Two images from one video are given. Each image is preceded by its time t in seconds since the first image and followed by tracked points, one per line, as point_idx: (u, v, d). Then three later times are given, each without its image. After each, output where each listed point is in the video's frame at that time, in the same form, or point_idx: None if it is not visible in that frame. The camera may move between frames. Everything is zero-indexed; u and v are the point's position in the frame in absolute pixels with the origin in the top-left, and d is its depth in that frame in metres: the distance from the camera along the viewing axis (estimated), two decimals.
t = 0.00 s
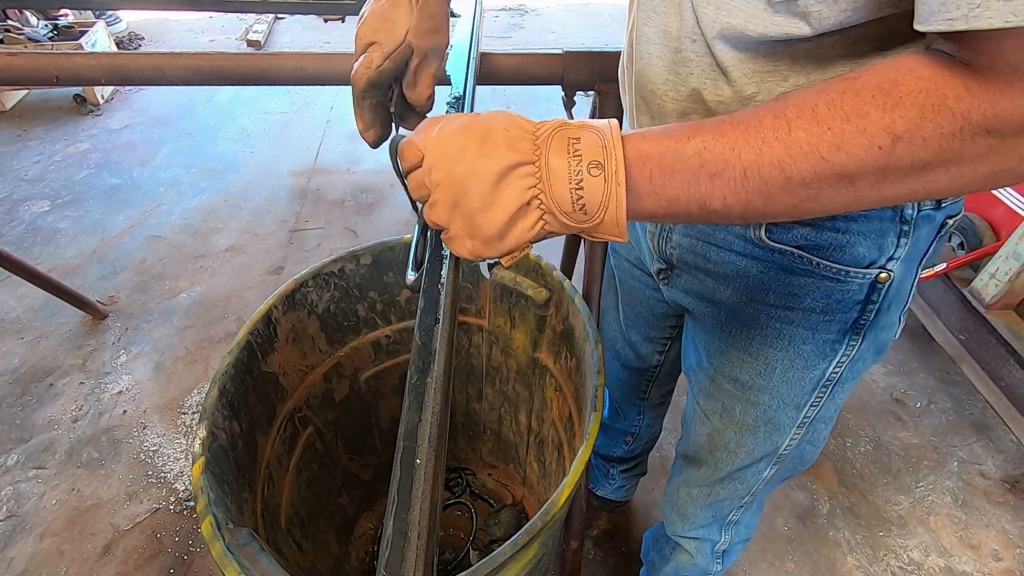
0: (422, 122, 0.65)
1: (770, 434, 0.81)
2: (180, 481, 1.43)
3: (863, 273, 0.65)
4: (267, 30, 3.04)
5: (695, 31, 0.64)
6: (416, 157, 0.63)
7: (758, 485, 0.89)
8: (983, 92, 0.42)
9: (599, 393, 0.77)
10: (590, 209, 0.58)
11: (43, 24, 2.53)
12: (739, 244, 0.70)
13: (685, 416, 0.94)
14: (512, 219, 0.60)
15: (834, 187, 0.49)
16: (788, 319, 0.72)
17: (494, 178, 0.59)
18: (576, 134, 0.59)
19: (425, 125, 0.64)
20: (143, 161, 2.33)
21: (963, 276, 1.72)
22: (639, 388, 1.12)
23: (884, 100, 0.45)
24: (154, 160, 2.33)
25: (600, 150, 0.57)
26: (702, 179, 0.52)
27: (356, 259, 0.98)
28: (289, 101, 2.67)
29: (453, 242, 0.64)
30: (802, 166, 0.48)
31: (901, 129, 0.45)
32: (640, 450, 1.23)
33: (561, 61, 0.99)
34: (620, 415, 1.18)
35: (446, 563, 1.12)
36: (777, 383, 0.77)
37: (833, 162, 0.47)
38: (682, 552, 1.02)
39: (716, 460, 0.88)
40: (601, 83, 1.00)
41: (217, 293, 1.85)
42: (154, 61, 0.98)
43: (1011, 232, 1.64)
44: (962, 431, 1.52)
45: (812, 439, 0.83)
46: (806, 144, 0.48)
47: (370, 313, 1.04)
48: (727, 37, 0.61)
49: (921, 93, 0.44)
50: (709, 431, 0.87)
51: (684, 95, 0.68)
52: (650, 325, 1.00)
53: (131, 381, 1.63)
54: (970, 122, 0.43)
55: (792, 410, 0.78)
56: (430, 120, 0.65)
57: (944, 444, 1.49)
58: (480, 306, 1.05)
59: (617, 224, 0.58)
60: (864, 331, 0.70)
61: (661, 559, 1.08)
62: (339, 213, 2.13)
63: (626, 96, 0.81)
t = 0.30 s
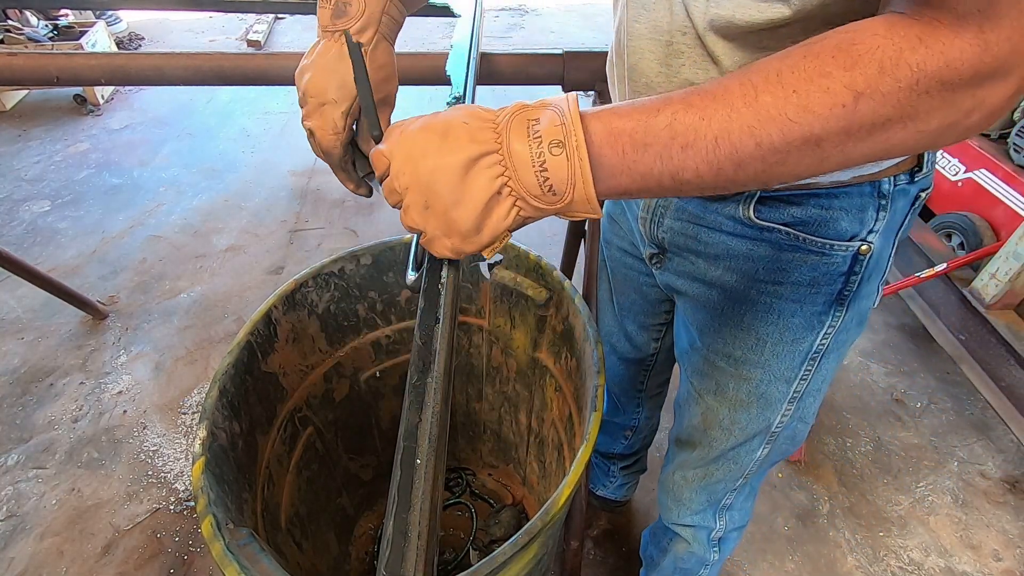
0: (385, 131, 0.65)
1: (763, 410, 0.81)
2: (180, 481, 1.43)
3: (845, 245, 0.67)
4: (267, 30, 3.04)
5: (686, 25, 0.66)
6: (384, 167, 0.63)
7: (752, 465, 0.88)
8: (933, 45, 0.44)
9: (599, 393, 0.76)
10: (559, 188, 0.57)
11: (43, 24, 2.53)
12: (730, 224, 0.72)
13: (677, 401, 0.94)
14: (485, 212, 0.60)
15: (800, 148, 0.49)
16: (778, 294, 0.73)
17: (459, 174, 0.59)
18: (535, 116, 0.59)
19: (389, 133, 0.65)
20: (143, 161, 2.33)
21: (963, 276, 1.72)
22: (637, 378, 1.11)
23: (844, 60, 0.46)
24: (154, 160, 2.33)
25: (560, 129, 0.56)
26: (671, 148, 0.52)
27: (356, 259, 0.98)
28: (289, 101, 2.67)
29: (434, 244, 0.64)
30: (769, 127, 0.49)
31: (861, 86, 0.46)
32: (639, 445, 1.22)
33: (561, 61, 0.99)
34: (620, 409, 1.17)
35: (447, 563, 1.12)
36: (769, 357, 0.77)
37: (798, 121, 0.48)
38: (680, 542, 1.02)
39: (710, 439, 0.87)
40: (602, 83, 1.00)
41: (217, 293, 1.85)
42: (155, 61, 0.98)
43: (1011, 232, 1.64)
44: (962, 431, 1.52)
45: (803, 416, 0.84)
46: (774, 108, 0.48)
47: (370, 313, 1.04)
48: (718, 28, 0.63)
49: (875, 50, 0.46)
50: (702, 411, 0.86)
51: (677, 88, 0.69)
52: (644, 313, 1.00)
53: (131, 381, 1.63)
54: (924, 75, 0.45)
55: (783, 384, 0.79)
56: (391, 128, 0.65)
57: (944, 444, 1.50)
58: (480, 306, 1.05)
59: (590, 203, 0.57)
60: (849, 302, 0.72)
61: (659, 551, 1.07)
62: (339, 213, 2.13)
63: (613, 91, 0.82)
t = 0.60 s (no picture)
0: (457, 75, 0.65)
1: (761, 393, 0.81)
2: (180, 481, 1.43)
3: (833, 229, 0.68)
4: (267, 30, 3.04)
5: (670, 27, 0.66)
6: (459, 92, 0.62)
7: (750, 450, 0.88)
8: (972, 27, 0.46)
9: (600, 393, 0.76)
10: (630, 154, 0.58)
11: (43, 24, 2.53)
12: (722, 214, 0.73)
13: (675, 391, 0.94)
14: (549, 163, 0.61)
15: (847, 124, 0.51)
16: (771, 279, 0.73)
17: (539, 119, 0.59)
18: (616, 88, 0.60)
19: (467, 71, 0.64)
20: (143, 161, 2.33)
21: (963, 276, 1.72)
22: (635, 375, 1.11)
23: (885, 42, 0.49)
24: (154, 160, 2.33)
25: (641, 100, 0.58)
26: (724, 121, 0.54)
27: (356, 259, 0.98)
28: (289, 101, 2.67)
29: (483, 183, 0.63)
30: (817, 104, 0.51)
31: (904, 65, 0.49)
32: (638, 443, 1.22)
33: (561, 62, 0.99)
34: (617, 407, 1.17)
35: (447, 563, 1.11)
36: (764, 341, 0.77)
37: (846, 98, 0.50)
38: (683, 529, 1.01)
39: (709, 424, 0.87)
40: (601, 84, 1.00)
41: (217, 293, 1.85)
42: (155, 61, 0.98)
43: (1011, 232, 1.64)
44: (962, 431, 1.52)
45: (799, 399, 0.83)
46: (820, 84, 0.51)
47: (371, 313, 1.04)
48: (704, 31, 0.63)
49: (916, 32, 0.48)
50: (699, 397, 0.86)
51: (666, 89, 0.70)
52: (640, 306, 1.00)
53: (131, 381, 1.63)
54: (963, 55, 0.47)
55: (779, 367, 0.79)
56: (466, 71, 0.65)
57: (944, 444, 1.50)
58: (481, 306, 1.05)
59: (654, 172, 0.58)
60: (840, 284, 0.72)
61: (660, 544, 1.08)
62: (339, 213, 2.13)
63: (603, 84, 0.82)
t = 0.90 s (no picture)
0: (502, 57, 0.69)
1: (769, 384, 0.81)
2: (180, 481, 1.43)
3: (838, 219, 0.68)
4: (267, 31, 3.04)
5: (671, 44, 0.66)
6: (509, 66, 0.65)
7: (759, 440, 0.87)
8: (952, 33, 0.49)
9: (599, 393, 0.76)
10: (650, 133, 0.61)
11: (43, 24, 2.53)
12: (726, 213, 0.73)
13: (680, 387, 0.93)
14: (581, 135, 0.64)
15: (837, 116, 0.55)
16: (777, 274, 0.73)
17: (578, 93, 0.63)
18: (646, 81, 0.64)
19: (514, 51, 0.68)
20: (143, 162, 2.33)
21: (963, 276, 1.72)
22: (636, 372, 1.11)
23: (874, 42, 0.52)
24: (154, 160, 2.33)
25: (665, 89, 0.61)
26: (727, 108, 0.58)
27: (356, 259, 0.98)
28: (289, 100, 2.67)
29: (522, 144, 0.65)
30: (808, 98, 0.55)
31: (889, 63, 0.51)
32: (638, 441, 1.22)
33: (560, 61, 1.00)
34: (618, 405, 1.17)
35: (447, 563, 1.11)
36: (772, 333, 0.76)
37: (835, 93, 0.54)
38: (688, 521, 1.00)
39: (718, 415, 0.86)
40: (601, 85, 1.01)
41: (217, 293, 1.85)
42: (155, 61, 0.98)
43: (1010, 232, 1.64)
44: (962, 431, 1.52)
45: (805, 387, 0.84)
46: (813, 80, 0.54)
47: (370, 313, 1.04)
48: (710, 48, 0.63)
49: (901, 34, 0.51)
50: (706, 391, 0.86)
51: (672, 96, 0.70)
52: (642, 305, 1.00)
53: (131, 381, 1.63)
54: (943, 57, 0.50)
55: (786, 357, 0.79)
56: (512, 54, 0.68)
57: (944, 444, 1.50)
58: (481, 306, 1.05)
59: (669, 150, 0.61)
60: (844, 273, 0.73)
61: (663, 538, 1.07)
62: (339, 213, 2.13)
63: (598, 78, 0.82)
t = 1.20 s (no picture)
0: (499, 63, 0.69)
1: (770, 385, 0.81)
2: (180, 481, 1.43)
3: (837, 222, 0.69)
4: (267, 30, 3.04)
5: (672, 52, 0.66)
6: (503, 73, 0.65)
7: (760, 440, 0.88)
8: (943, 49, 0.48)
9: (599, 393, 0.76)
10: (642, 142, 0.62)
11: (43, 24, 2.53)
12: (726, 216, 0.73)
13: (682, 387, 0.93)
14: (573, 145, 0.64)
15: (829, 128, 0.55)
16: (777, 276, 0.73)
17: (571, 102, 0.63)
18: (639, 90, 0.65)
19: (510, 58, 0.68)
20: (143, 161, 2.33)
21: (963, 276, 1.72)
22: (636, 373, 1.11)
23: (865, 57, 0.52)
24: (154, 160, 2.33)
25: (658, 99, 0.62)
26: (720, 119, 0.58)
27: (355, 259, 0.98)
28: (289, 100, 2.67)
29: (513, 151, 0.65)
30: (799, 110, 0.55)
31: (879, 78, 0.51)
32: (638, 441, 1.22)
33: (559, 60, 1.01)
34: (617, 405, 1.17)
35: (447, 563, 1.12)
36: (772, 335, 0.76)
37: (825, 106, 0.54)
38: (690, 520, 1.01)
39: (719, 416, 0.86)
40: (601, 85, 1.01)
41: (217, 293, 1.85)
42: (155, 61, 0.98)
43: (1010, 232, 1.64)
44: (962, 431, 1.52)
45: (806, 388, 0.84)
46: (804, 93, 0.54)
47: (370, 313, 1.04)
48: (710, 55, 0.63)
49: (893, 48, 0.50)
50: (707, 392, 0.86)
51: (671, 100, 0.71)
52: (642, 306, 1.00)
53: (131, 381, 1.63)
54: (934, 72, 0.49)
55: (787, 359, 0.79)
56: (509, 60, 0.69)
57: (944, 444, 1.50)
58: (480, 305, 1.05)
59: (662, 160, 0.62)
60: (844, 275, 0.73)
61: (665, 538, 1.07)
62: (339, 213, 2.12)
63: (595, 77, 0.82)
